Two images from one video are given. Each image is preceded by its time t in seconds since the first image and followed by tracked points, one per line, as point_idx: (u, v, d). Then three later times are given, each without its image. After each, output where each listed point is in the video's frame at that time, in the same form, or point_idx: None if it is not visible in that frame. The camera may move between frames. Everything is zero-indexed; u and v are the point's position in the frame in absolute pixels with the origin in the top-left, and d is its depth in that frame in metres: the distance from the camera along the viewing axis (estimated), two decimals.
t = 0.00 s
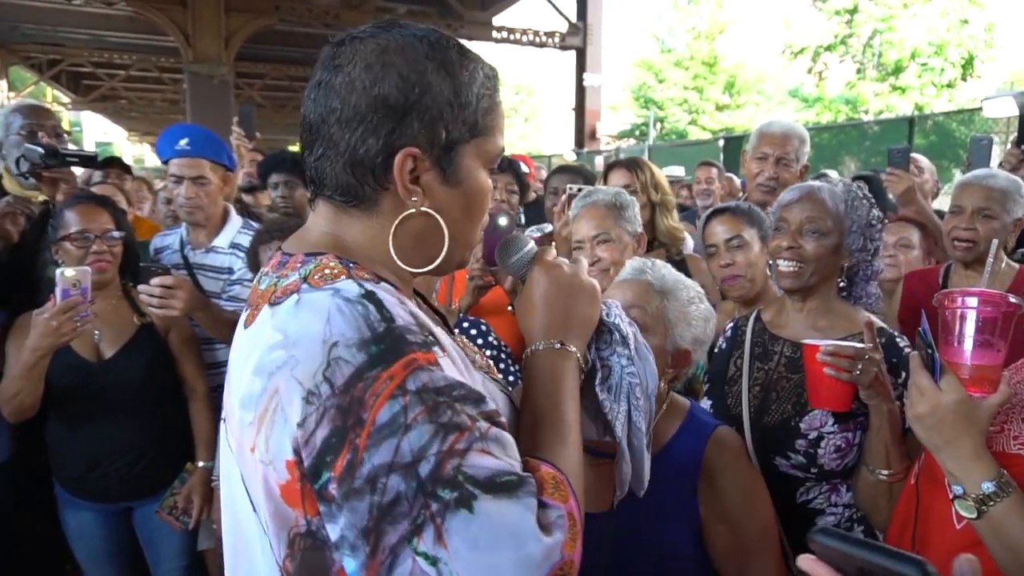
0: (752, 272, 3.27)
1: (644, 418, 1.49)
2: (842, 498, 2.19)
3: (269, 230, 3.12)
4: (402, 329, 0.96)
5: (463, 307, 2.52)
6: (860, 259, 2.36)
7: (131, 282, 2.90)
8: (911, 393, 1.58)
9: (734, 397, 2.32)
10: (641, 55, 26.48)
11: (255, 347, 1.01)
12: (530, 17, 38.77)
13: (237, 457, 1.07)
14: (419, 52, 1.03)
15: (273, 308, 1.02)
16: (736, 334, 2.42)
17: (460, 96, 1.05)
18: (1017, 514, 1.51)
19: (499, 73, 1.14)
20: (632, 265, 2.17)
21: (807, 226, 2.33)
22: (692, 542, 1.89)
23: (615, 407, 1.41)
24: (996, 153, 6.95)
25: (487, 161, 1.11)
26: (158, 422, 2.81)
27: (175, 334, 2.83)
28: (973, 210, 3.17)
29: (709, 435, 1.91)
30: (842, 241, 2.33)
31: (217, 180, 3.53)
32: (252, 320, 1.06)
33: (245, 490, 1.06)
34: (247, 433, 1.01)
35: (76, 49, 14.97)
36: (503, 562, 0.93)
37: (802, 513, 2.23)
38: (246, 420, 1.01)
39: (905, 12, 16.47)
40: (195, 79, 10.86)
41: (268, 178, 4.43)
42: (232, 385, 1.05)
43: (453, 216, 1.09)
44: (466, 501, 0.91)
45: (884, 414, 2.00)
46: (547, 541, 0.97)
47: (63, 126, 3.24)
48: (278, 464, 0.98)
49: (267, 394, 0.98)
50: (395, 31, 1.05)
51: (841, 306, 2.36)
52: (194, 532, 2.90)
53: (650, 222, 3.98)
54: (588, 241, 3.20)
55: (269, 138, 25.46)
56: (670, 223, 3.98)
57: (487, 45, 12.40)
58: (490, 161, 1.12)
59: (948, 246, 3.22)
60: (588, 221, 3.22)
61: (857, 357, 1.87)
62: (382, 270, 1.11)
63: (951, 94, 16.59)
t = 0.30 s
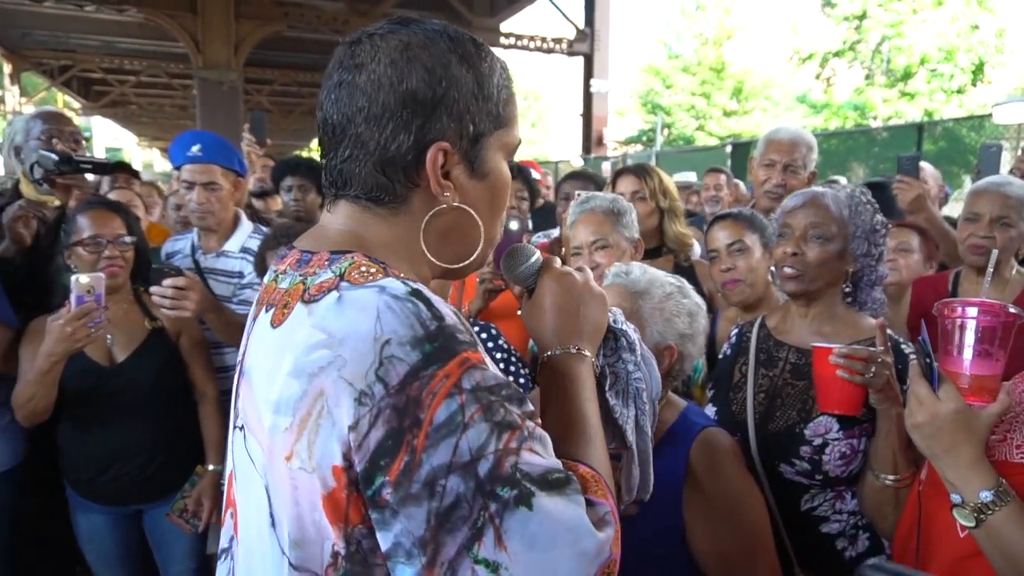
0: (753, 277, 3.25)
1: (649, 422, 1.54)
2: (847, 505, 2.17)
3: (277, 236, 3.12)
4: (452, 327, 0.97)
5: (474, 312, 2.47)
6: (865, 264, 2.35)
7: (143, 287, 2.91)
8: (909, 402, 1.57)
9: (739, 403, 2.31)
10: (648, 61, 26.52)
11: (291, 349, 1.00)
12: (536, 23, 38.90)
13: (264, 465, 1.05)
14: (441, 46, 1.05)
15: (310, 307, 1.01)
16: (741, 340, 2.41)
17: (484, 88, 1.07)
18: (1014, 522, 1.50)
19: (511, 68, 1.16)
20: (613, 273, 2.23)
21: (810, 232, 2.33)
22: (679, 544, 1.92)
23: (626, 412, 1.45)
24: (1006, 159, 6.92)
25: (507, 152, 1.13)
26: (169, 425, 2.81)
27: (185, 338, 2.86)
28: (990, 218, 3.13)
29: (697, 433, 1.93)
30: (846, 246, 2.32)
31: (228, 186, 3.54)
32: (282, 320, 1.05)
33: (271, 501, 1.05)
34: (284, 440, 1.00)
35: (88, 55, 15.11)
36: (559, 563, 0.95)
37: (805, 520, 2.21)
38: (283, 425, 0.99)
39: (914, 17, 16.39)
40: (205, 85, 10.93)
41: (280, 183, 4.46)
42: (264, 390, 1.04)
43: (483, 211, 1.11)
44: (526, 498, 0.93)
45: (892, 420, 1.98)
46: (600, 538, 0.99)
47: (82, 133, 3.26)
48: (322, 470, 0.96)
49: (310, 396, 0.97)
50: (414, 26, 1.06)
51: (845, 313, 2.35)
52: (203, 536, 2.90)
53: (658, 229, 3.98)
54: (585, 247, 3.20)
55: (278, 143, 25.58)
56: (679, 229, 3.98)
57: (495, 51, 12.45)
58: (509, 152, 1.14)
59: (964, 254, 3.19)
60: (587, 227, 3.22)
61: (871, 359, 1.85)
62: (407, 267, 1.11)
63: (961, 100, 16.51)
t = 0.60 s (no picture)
0: (752, 280, 3.25)
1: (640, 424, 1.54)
2: (841, 511, 2.17)
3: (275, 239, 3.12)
4: (448, 326, 0.98)
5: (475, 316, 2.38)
6: (865, 271, 2.35)
7: (140, 290, 2.91)
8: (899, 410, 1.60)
9: (736, 407, 2.32)
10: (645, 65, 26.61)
11: (287, 350, 1.01)
12: (535, 27, 38.97)
13: (260, 466, 1.06)
14: (444, 51, 1.07)
15: (306, 308, 1.02)
16: (739, 344, 2.42)
17: (483, 94, 1.09)
18: (1008, 528, 1.51)
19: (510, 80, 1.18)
20: (602, 278, 2.23)
21: (810, 239, 2.34)
22: (667, 541, 1.94)
23: (617, 413, 1.46)
24: (1002, 164, 6.95)
25: (504, 160, 1.14)
26: (168, 429, 2.82)
27: (183, 340, 2.87)
28: (985, 222, 3.14)
29: (688, 433, 1.94)
30: (846, 253, 2.33)
31: (227, 189, 3.54)
32: (278, 320, 1.05)
33: (266, 502, 1.05)
34: (280, 440, 1.00)
35: (85, 58, 15.09)
36: (556, 560, 0.95)
37: (799, 525, 2.21)
38: (280, 426, 1.00)
39: (910, 23, 16.48)
40: (204, 88, 10.93)
41: (278, 186, 4.46)
42: (259, 391, 1.04)
43: (479, 213, 1.12)
44: (522, 494, 0.93)
45: (886, 428, 1.99)
46: (597, 533, 0.99)
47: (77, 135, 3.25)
48: (319, 470, 0.97)
49: (306, 396, 0.97)
50: (419, 31, 1.08)
51: (844, 320, 2.35)
52: (200, 539, 2.89)
53: (657, 232, 3.99)
54: (579, 251, 3.18)
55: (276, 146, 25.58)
56: (678, 233, 3.99)
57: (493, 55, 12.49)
58: (506, 162, 1.15)
59: (960, 257, 3.20)
60: (580, 231, 3.21)
61: (864, 368, 1.86)
62: (399, 264, 1.11)
63: (957, 105, 16.60)
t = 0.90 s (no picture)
0: (755, 283, 3.25)
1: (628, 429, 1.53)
2: (842, 515, 2.17)
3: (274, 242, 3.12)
4: (425, 315, 0.99)
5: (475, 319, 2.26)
6: (866, 274, 2.35)
7: (141, 292, 2.91)
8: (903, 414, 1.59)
9: (736, 411, 2.32)
10: (645, 68, 26.65)
11: (274, 332, 1.03)
12: (534, 30, 38.98)
13: (249, 442, 1.09)
14: (443, 63, 1.08)
15: (294, 295, 1.04)
16: (738, 345, 2.42)
17: (477, 107, 1.09)
18: (1013, 531, 1.50)
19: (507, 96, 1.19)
20: (611, 279, 2.24)
21: (811, 241, 2.34)
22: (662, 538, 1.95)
23: (604, 419, 1.46)
24: (1002, 168, 6.95)
25: (497, 169, 1.14)
26: (169, 430, 2.81)
27: (184, 342, 2.88)
28: (980, 226, 3.15)
29: (689, 436, 1.95)
30: (847, 256, 2.33)
31: (228, 191, 3.55)
32: (269, 307, 1.07)
33: (254, 477, 1.08)
34: (265, 417, 1.03)
35: (86, 60, 15.11)
36: (519, 545, 0.97)
37: (801, 529, 2.21)
38: (264, 403, 1.02)
39: (910, 27, 16.53)
40: (204, 90, 10.94)
41: (280, 188, 4.46)
42: (248, 370, 1.07)
43: (470, 219, 1.11)
44: (486, 478, 0.95)
45: (888, 434, 1.98)
46: (561, 520, 1.00)
47: (78, 138, 3.25)
48: (297, 444, 0.99)
49: (288, 375, 0.99)
50: (421, 44, 1.10)
51: (845, 322, 2.35)
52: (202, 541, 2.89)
53: (659, 235, 4.00)
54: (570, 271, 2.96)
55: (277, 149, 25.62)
56: (680, 236, 4.01)
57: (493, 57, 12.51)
58: (499, 171, 1.15)
59: (957, 261, 3.21)
60: (567, 248, 2.98)
61: (868, 375, 1.87)
62: (391, 263, 1.10)
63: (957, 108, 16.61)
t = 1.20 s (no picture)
0: (758, 283, 3.25)
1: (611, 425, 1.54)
2: (842, 512, 2.17)
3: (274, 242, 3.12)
4: (399, 288, 1.05)
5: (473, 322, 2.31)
6: (857, 270, 2.34)
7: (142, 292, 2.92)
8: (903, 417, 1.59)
9: (734, 410, 2.32)
10: (646, 68, 26.67)
11: (263, 299, 1.09)
12: (534, 30, 38.96)
13: (235, 402, 1.14)
14: (438, 75, 1.12)
15: (284, 269, 1.10)
16: (735, 345, 2.42)
17: (469, 116, 1.13)
18: (1014, 535, 1.51)
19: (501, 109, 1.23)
20: (623, 278, 2.25)
21: (800, 239, 2.33)
22: (672, 532, 1.98)
23: (585, 413, 1.45)
24: (1003, 168, 6.94)
25: (488, 173, 1.17)
26: (171, 431, 2.81)
27: (186, 342, 2.85)
28: (978, 226, 3.15)
29: (699, 434, 1.98)
30: (836, 252, 2.32)
31: (225, 192, 3.55)
32: (262, 280, 1.14)
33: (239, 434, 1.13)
34: (250, 377, 1.08)
35: (88, 60, 15.15)
36: (476, 501, 1.00)
37: (801, 528, 2.20)
38: (250, 363, 1.08)
39: (911, 28, 16.52)
40: (205, 90, 10.94)
41: (281, 188, 4.47)
42: (239, 334, 1.13)
43: (460, 215, 1.14)
44: (446, 435, 0.99)
45: (886, 428, 1.97)
46: (519, 482, 1.04)
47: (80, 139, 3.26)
48: (277, 399, 1.05)
49: (272, 337, 1.05)
50: (421, 58, 1.14)
51: (839, 319, 2.36)
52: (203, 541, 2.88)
53: (664, 236, 4.00)
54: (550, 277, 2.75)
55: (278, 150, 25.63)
56: (684, 237, 4.00)
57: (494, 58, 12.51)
58: (489, 175, 1.18)
59: (955, 262, 3.20)
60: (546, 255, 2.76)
61: (864, 367, 1.86)
62: (383, 251, 1.13)
63: (958, 109, 16.58)
